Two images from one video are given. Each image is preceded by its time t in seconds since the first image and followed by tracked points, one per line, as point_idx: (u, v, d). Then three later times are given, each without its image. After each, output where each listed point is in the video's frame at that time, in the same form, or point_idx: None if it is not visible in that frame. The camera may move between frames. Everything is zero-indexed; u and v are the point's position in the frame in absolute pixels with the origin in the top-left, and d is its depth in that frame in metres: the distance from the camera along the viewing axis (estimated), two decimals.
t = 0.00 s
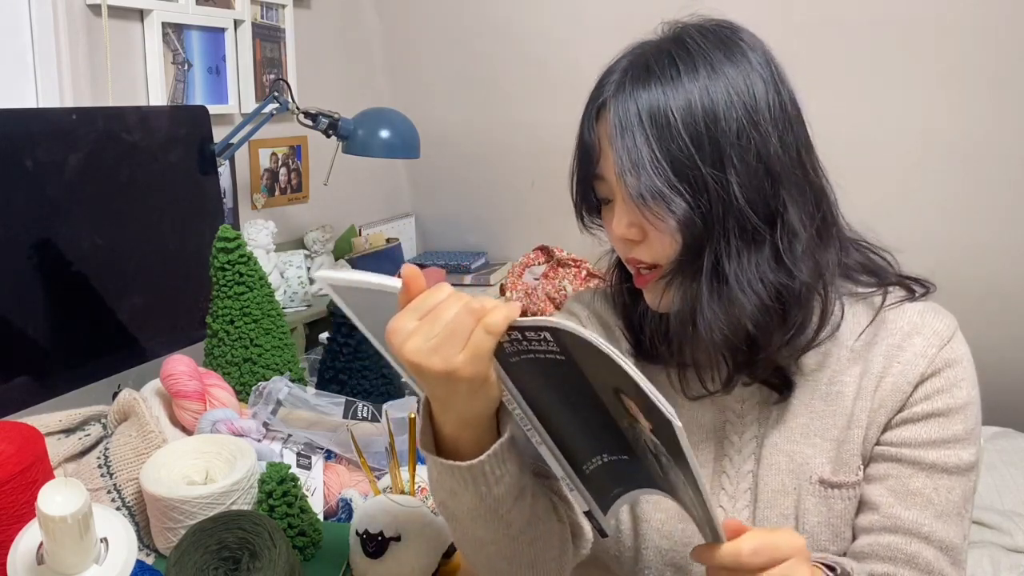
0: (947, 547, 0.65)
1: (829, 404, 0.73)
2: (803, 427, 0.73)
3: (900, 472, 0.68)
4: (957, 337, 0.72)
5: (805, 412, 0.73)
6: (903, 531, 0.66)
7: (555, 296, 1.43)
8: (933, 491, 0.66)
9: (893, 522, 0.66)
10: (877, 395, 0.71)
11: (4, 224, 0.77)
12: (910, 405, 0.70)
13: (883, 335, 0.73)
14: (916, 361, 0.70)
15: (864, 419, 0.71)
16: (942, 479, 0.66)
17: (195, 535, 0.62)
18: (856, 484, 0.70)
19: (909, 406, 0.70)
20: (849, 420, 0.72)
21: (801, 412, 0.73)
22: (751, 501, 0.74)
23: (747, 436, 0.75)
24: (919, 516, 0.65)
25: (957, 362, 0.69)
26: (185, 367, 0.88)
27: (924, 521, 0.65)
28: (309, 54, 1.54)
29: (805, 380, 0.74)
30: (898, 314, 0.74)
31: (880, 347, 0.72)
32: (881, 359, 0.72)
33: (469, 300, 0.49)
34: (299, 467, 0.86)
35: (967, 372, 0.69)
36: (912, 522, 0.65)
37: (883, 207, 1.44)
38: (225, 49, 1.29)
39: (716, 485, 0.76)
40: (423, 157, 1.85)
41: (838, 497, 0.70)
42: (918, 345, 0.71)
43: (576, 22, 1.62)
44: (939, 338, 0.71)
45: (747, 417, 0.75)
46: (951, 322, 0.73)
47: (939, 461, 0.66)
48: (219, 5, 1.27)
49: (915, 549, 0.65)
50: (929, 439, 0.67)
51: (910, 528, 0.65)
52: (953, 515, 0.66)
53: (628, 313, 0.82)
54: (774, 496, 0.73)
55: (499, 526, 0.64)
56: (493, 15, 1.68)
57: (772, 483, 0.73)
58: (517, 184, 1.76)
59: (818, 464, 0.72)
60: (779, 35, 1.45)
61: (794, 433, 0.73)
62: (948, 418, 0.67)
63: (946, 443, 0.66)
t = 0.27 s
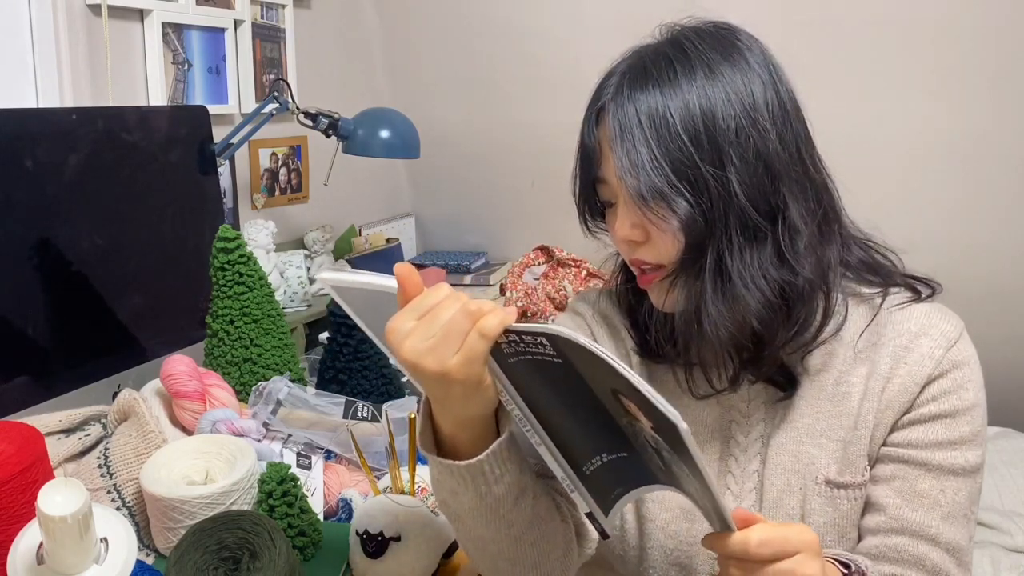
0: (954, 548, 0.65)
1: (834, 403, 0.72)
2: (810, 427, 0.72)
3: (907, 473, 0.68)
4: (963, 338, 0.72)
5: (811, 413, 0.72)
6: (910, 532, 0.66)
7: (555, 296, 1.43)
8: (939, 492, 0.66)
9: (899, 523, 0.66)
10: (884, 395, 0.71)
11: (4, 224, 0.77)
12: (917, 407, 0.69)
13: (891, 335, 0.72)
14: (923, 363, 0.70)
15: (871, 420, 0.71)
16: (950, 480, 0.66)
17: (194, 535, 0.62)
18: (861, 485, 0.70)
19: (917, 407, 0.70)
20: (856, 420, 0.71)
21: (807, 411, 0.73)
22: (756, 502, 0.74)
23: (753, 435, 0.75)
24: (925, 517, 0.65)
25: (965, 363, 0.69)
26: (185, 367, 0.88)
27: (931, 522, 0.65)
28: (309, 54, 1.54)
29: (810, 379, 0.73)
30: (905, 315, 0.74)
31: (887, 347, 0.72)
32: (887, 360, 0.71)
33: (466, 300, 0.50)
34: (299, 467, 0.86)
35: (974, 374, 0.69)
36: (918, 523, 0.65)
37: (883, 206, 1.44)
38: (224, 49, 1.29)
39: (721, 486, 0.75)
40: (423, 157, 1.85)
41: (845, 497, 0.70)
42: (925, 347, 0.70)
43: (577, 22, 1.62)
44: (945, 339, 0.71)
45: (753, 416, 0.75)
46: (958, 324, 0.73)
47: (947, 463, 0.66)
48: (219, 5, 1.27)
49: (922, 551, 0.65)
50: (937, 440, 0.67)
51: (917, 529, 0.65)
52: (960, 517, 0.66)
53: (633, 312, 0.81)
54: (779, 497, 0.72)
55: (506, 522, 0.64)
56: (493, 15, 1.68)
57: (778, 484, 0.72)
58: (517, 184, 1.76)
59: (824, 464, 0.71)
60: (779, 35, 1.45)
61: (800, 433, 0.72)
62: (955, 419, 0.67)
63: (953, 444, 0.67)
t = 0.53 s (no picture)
0: (957, 550, 0.66)
1: (838, 404, 0.72)
2: (815, 427, 0.72)
3: (911, 475, 0.69)
4: (967, 342, 0.73)
5: (815, 413, 0.72)
6: (917, 535, 0.66)
7: (555, 295, 1.43)
8: (944, 495, 0.67)
9: (905, 526, 0.67)
10: (889, 397, 0.71)
11: (4, 224, 0.77)
12: (922, 409, 0.71)
13: (896, 337, 0.73)
14: (928, 365, 0.71)
15: (875, 420, 0.71)
16: (955, 481, 0.67)
17: (194, 535, 0.62)
18: (865, 486, 0.70)
19: (922, 409, 0.71)
20: (860, 421, 0.71)
21: (811, 412, 0.72)
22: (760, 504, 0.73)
23: (756, 436, 0.75)
24: (932, 521, 0.66)
25: (968, 366, 0.71)
26: (185, 367, 0.88)
27: (936, 526, 0.66)
28: (309, 54, 1.54)
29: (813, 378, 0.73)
30: (908, 317, 0.74)
31: (892, 348, 0.73)
32: (892, 361, 0.72)
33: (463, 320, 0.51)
34: (299, 467, 0.86)
35: (977, 377, 0.71)
36: (925, 526, 0.66)
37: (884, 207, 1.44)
38: (224, 49, 1.29)
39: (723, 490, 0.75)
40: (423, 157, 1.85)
41: (849, 498, 0.70)
42: (931, 349, 0.71)
43: (577, 22, 1.62)
44: (951, 342, 0.72)
45: (756, 417, 0.75)
46: (960, 326, 0.74)
47: (951, 465, 0.67)
48: (219, 5, 1.27)
49: (926, 553, 0.66)
50: (942, 442, 0.68)
51: (922, 532, 0.66)
52: (963, 519, 0.67)
53: (635, 311, 0.81)
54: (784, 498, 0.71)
55: (512, 525, 0.64)
56: (493, 15, 1.68)
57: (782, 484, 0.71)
58: (517, 184, 1.76)
59: (828, 465, 0.71)
60: (779, 35, 1.45)
61: (804, 434, 0.72)
62: (959, 421, 0.69)
63: (957, 447, 0.68)
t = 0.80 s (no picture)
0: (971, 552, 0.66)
1: (842, 409, 0.72)
2: (819, 432, 0.72)
3: (921, 480, 0.69)
4: (972, 344, 0.72)
5: (820, 418, 0.72)
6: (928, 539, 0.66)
7: (555, 295, 1.43)
8: (953, 499, 0.67)
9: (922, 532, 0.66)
10: (895, 403, 0.71)
11: (4, 224, 0.77)
12: (928, 413, 0.70)
13: (901, 339, 0.73)
14: (933, 369, 0.70)
15: (879, 424, 0.71)
16: (964, 485, 0.67)
17: (194, 535, 0.62)
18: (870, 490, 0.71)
19: (927, 413, 0.70)
20: (866, 427, 0.71)
21: (815, 417, 0.72)
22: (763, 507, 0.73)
23: (760, 439, 0.74)
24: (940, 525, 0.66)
25: (974, 369, 0.70)
26: (184, 366, 0.88)
27: (947, 530, 0.66)
28: (309, 54, 1.54)
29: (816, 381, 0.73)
30: (912, 320, 0.74)
31: (897, 352, 0.72)
32: (895, 364, 0.72)
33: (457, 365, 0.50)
34: (299, 467, 0.86)
35: (982, 379, 0.71)
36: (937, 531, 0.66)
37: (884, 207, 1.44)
38: (224, 49, 1.29)
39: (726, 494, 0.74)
40: (423, 157, 1.85)
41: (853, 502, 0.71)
42: (936, 353, 0.71)
43: (577, 22, 1.61)
44: (957, 346, 0.71)
45: (760, 420, 0.74)
46: (964, 328, 0.73)
47: (959, 469, 0.67)
48: (219, 5, 1.27)
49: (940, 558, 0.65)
50: (950, 447, 0.68)
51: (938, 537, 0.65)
52: (971, 522, 0.67)
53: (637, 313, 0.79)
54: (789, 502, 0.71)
55: (510, 544, 0.63)
56: (493, 15, 1.68)
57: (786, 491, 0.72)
58: (517, 183, 1.76)
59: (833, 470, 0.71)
60: (779, 35, 1.45)
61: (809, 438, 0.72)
62: (966, 425, 0.68)
63: (964, 450, 0.68)
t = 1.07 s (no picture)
0: (990, 545, 0.60)
1: (846, 418, 0.70)
2: (826, 441, 0.70)
3: (932, 480, 0.65)
4: (972, 339, 0.70)
5: (825, 426, 0.70)
6: (932, 537, 0.62)
7: (555, 295, 1.43)
8: (964, 491, 0.62)
9: (923, 530, 0.63)
10: (900, 406, 0.69)
11: (4, 224, 0.77)
12: (931, 413, 0.68)
13: (903, 343, 0.70)
14: (934, 370, 0.68)
15: (885, 431, 0.69)
16: (979, 479, 0.63)
17: (194, 535, 0.62)
18: (880, 501, 0.69)
19: (931, 415, 0.68)
20: (872, 435, 0.70)
21: (821, 429, 0.70)
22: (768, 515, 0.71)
23: (765, 448, 0.73)
24: (939, 520, 0.62)
25: (975, 365, 0.68)
26: (184, 367, 0.88)
27: (951, 523, 0.62)
28: (309, 54, 1.54)
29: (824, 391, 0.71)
30: (916, 323, 0.71)
31: (901, 356, 0.70)
32: (899, 370, 0.70)
33: (421, 381, 0.49)
34: (299, 468, 0.86)
35: (986, 375, 0.68)
36: (939, 527, 0.62)
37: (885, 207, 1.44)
38: (225, 49, 1.29)
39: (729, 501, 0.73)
40: (423, 157, 1.85)
41: (861, 514, 0.70)
42: (936, 354, 0.69)
43: (577, 22, 1.61)
44: (956, 343, 0.69)
45: (766, 429, 0.73)
46: (966, 328, 0.71)
47: (970, 461, 0.63)
48: (219, 5, 1.27)
49: (945, 553, 0.61)
50: (957, 441, 0.65)
51: (939, 532, 0.62)
52: (992, 514, 0.62)
53: (637, 322, 0.80)
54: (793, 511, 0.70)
55: (484, 559, 0.59)
56: (493, 15, 1.68)
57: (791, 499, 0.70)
58: (517, 183, 1.76)
59: (839, 480, 0.70)
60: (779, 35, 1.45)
61: (815, 447, 0.70)
62: (971, 419, 0.65)
63: (971, 443, 0.64)
